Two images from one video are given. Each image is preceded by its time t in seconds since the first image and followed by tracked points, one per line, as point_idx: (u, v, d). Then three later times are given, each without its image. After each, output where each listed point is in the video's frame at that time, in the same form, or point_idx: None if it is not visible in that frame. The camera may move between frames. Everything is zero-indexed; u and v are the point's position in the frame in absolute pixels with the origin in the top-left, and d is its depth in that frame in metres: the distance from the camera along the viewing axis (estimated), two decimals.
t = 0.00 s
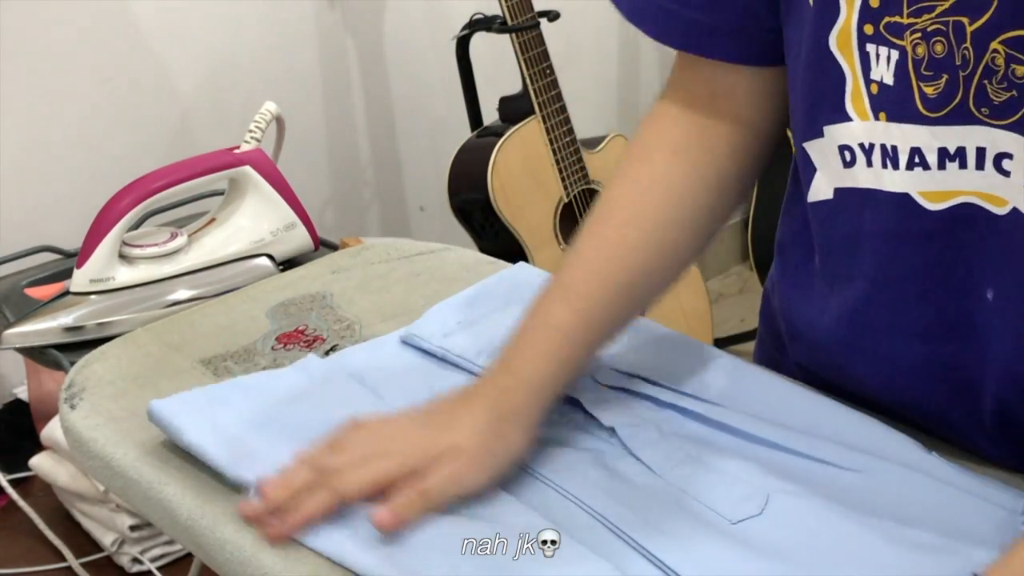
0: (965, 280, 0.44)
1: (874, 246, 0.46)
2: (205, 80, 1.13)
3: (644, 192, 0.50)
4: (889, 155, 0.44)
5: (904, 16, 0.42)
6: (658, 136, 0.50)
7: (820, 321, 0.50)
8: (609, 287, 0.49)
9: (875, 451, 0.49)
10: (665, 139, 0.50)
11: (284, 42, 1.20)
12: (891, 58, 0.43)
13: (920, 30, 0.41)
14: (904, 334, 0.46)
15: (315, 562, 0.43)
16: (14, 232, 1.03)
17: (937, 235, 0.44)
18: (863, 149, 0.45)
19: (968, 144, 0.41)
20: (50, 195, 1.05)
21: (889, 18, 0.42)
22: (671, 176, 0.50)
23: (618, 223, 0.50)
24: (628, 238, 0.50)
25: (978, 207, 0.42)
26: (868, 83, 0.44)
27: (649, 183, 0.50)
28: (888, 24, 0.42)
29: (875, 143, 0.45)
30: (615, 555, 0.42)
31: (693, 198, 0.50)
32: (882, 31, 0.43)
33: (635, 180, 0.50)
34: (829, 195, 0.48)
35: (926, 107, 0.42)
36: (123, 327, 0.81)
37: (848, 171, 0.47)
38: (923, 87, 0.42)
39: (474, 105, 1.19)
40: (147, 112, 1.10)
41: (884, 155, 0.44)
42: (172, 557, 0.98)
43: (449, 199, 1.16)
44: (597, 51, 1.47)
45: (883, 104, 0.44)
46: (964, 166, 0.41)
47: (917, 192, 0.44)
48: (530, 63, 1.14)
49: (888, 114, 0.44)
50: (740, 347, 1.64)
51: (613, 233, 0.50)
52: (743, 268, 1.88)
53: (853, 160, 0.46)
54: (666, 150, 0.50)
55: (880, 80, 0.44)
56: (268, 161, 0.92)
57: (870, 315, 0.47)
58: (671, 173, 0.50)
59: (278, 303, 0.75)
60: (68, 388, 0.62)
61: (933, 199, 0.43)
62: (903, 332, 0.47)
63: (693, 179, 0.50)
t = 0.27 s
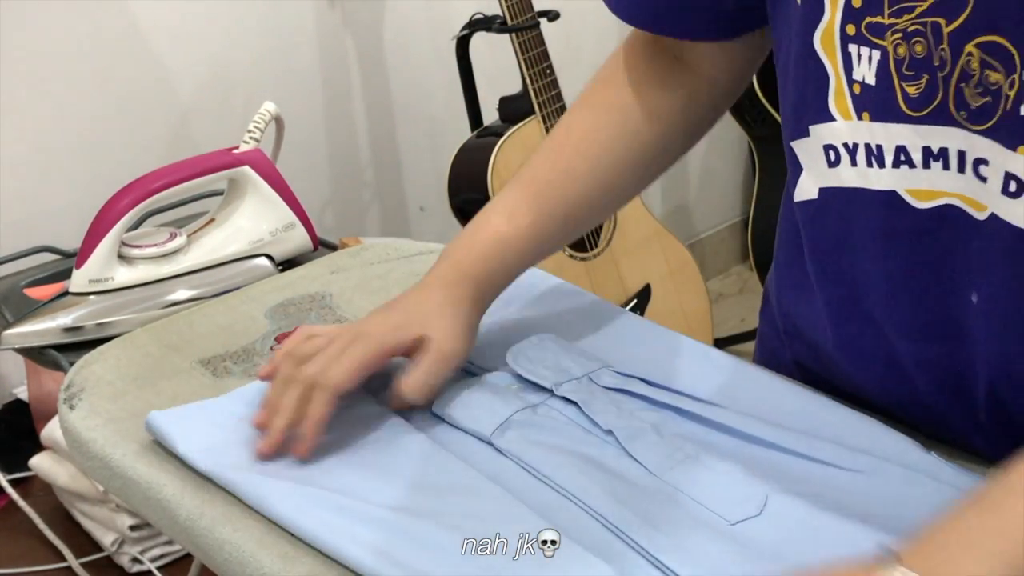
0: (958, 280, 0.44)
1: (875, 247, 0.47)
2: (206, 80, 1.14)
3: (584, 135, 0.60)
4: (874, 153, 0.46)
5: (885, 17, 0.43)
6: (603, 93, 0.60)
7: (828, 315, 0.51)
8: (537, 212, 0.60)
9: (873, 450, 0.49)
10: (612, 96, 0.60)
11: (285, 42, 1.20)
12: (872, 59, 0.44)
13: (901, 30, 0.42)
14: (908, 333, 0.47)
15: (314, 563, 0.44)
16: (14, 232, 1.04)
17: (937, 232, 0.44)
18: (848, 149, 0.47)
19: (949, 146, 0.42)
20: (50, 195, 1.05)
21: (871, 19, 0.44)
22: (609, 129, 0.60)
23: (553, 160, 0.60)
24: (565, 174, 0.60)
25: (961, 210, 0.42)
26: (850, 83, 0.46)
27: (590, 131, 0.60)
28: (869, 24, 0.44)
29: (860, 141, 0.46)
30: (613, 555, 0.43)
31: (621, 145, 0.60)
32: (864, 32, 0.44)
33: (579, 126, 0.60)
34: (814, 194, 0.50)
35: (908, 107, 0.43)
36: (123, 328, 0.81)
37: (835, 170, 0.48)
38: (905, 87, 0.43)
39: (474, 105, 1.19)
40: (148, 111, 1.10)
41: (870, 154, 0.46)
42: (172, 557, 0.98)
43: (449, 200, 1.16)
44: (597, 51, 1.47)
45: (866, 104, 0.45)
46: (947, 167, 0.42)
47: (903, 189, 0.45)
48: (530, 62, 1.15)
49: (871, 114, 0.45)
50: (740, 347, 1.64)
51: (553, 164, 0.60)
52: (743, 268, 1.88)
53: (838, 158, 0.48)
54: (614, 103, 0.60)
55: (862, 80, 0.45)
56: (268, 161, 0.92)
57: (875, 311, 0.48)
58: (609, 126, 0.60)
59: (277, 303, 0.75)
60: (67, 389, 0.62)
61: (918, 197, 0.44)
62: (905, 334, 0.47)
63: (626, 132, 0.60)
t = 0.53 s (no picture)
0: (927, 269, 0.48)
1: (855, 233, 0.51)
2: (205, 80, 1.13)
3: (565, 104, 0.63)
4: (842, 144, 0.51)
5: (841, 15, 0.48)
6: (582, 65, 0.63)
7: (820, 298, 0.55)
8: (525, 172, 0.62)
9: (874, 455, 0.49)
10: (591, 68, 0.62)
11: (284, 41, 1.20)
12: (834, 52, 0.49)
13: (852, 28, 0.47)
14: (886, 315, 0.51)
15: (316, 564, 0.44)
16: (14, 232, 1.04)
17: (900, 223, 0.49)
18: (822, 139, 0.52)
19: (896, 141, 0.47)
20: (49, 195, 1.05)
21: (830, 16, 0.49)
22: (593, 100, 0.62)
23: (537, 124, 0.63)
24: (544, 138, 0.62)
25: (915, 201, 0.48)
26: (819, 75, 0.51)
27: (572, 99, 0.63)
28: (830, 21, 0.49)
29: (829, 132, 0.51)
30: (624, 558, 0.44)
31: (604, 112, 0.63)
32: (826, 27, 0.49)
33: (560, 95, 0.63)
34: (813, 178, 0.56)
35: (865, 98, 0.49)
36: (123, 327, 0.81)
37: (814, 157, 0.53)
38: (863, 81, 0.48)
39: (474, 105, 1.19)
40: (147, 111, 1.10)
41: (838, 143, 0.51)
42: (172, 557, 0.98)
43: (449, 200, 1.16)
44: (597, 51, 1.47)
45: (831, 96, 0.51)
46: (897, 160, 0.48)
47: (868, 177, 0.50)
48: (530, 63, 1.15)
49: (838, 104, 0.50)
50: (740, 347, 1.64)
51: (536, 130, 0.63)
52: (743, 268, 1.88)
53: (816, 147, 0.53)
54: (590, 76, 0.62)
55: (828, 72, 0.50)
56: (268, 161, 0.92)
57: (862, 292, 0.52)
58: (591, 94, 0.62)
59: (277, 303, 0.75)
60: (68, 388, 0.62)
61: (883, 186, 0.49)
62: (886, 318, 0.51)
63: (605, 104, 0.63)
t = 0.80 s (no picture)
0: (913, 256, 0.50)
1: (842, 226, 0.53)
2: (205, 80, 1.13)
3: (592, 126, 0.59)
4: (819, 146, 0.52)
5: (812, 20, 0.49)
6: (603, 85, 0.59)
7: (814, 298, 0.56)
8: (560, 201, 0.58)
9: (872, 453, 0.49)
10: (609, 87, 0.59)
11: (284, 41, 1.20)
12: (808, 55, 0.51)
13: (823, 34, 0.49)
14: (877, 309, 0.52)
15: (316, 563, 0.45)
16: (14, 232, 1.04)
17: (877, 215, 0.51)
18: (800, 140, 0.54)
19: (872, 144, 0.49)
20: (48, 195, 1.05)
21: (802, 21, 0.50)
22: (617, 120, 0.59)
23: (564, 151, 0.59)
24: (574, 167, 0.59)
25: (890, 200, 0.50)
26: (793, 79, 0.53)
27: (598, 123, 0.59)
28: (802, 25, 0.50)
29: (807, 134, 0.53)
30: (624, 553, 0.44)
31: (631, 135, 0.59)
32: (799, 31, 0.50)
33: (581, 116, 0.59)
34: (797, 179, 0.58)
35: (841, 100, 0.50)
36: (123, 328, 0.81)
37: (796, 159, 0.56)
38: (835, 84, 0.50)
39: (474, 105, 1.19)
40: (147, 111, 1.10)
41: (816, 145, 0.53)
42: (172, 557, 0.98)
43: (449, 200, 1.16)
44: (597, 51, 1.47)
45: (808, 99, 0.52)
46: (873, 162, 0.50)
47: (845, 179, 0.52)
48: (530, 62, 1.15)
49: (813, 107, 0.52)
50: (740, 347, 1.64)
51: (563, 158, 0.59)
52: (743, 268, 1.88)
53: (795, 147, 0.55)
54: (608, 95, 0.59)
55: (804, 76, 0.52)
56: (267, 161, 0.92)
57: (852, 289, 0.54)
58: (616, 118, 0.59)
59: (277, 303, 0.75)
60: (67, 389, 0.62)
61: (858, 186, 0.51)
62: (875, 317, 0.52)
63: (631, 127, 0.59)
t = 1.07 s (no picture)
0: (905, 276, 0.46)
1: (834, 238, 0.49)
2: (205, 81, 1.14)
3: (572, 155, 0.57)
4: (820, 155, 0.48)
5: (821, 23, 0.45)
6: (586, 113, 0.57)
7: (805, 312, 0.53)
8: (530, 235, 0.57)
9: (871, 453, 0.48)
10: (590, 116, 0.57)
11: (284, 41, 1.20)
12: (814, 61, 0.46)
13: (834, 37, 0.44)
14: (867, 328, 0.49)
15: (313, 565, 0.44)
16: (14, 231, 1.04)
17: (879, 229, 0.46)
18: (800, 150, 0.49)
19: (887, 149, 0.44)
20: (48, 195, 1.05)
21: (809, 24, 0.45)
22: (598, 147, 0.57)
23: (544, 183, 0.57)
24: (548, 200, 0.57)
25: (902, 212, 0.45)
26: (795, 86, 0.48)
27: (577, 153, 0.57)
28: (807, 30, 0.46)
29: (807, 143, 0.48)
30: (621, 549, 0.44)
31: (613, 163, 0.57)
32: (803, 37, 0.46)
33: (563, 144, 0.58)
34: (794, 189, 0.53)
35: (852, 107, 0.45)
36: (122, 328, 0.81)
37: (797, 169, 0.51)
38: (846, 90, 0.45)
39: (474, 105, 1.19)
40: (147, 111, 1.10)
41: (816, 154, 0.48)
42: (172, 557, 0.98)
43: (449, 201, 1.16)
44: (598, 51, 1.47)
45: (811, 107, 0.47)
46: (886, 170, 0.44)
47: (850, 189, 0.47)
48: (530, 62, 1.15)
49: (816, 115, 0.47)
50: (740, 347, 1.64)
51: (541, 189, 0.57)
52: (743, 268, 1.88)
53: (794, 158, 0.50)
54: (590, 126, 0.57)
55: (806, 83, 0.47)
56: (267, 161, 0.92)
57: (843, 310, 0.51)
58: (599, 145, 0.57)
59: (276, 304, 0.75)
60: (66, 389, 0.62)
61: (864, 197, 0.46)
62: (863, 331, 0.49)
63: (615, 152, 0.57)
